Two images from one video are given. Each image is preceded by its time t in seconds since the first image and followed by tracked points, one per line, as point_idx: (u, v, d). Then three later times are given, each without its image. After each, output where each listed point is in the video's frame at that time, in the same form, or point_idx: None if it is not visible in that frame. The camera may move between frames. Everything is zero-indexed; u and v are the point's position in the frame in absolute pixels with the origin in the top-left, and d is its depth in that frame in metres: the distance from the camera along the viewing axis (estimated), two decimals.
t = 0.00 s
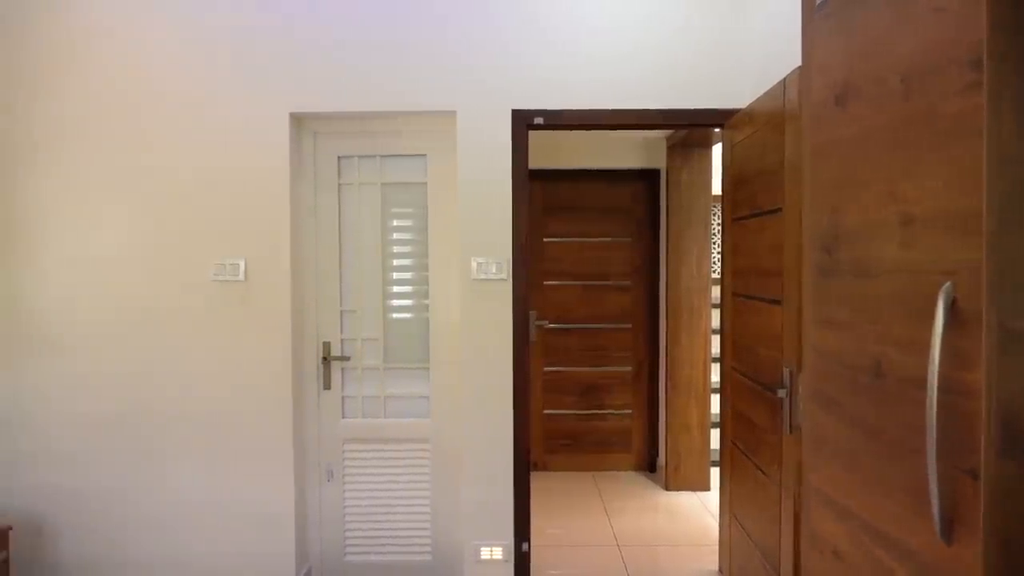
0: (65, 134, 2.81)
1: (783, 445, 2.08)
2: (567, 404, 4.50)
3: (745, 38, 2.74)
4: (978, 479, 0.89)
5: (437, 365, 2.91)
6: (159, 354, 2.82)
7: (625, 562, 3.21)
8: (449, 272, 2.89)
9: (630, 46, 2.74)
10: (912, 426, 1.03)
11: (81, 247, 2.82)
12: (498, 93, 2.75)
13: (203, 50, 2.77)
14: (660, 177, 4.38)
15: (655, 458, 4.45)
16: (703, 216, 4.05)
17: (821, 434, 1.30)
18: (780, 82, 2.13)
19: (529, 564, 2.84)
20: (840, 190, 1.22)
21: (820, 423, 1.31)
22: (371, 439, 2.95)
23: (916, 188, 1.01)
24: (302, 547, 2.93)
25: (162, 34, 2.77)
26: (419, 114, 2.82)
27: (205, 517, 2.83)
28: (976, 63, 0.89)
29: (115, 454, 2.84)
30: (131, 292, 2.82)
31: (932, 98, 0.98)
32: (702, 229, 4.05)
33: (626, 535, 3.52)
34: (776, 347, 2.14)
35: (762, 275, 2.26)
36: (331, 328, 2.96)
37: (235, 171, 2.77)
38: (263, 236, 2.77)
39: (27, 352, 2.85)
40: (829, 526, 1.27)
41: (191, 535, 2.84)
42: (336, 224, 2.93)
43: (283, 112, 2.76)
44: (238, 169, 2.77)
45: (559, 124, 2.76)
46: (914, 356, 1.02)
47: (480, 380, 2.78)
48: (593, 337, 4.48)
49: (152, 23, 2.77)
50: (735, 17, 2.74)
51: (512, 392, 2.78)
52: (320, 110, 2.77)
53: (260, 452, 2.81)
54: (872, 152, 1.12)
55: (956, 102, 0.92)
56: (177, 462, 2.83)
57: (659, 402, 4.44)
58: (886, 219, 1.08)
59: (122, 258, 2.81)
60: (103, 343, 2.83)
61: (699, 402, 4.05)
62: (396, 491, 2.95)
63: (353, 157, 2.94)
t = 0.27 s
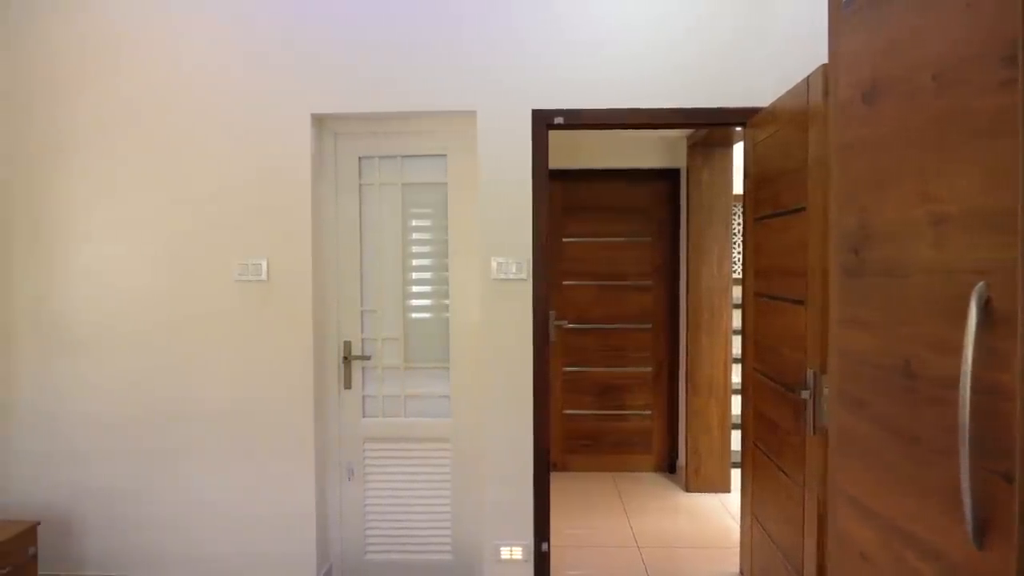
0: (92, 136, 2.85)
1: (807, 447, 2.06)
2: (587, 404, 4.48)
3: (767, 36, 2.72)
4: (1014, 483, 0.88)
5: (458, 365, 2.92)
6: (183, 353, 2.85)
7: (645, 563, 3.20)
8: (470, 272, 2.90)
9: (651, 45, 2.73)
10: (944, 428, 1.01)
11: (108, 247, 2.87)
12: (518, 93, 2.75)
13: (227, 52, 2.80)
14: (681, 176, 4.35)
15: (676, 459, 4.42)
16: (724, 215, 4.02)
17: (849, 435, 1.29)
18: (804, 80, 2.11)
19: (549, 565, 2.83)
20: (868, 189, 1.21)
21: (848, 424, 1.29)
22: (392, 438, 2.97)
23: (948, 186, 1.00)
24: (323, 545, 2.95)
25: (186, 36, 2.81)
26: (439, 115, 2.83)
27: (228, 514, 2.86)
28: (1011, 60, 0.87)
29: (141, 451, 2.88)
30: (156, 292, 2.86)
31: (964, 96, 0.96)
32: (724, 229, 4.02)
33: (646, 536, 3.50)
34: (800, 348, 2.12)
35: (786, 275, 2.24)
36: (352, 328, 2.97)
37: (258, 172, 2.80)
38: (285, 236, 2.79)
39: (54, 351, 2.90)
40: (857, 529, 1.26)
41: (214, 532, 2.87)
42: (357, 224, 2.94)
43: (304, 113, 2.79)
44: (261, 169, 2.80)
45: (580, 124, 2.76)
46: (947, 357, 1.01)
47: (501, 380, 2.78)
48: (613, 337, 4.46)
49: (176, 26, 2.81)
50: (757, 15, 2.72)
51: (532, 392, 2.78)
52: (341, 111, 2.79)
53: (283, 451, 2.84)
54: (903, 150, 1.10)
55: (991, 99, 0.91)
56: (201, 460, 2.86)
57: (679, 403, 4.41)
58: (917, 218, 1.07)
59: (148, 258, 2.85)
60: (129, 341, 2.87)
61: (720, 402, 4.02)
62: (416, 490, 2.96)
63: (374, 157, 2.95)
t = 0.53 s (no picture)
0: (121, 138, 2.89)
1: (834, 449, 2.03)
2: (609, 405, 4.47)
3: (792, 34, 2.69)
4: None
5: (480, 365, 2.92)
6: (210, 352, 2.89)
7: (667, 564, 3.18)
8: (492, 272, 2.90)
9: (675, 44, 2.71)
10: (979, 431, 0.99)
11: (136, 247, 2.91)
12: (541, 93, 2.75)
13: (252, 54, 2.83)
14: (703, 175, 4.32)
15: (698, 460, 4.39)
16: (748, 215, 3.98)
17: (880, 437, 1.27)
18: (831, 78, 2.09)
19: (571, 565, 2.83)
20: (900, 188, 1.19)
21: (879, 426, 1.27)
22: (414, 437, 2.98)
23: (984, 186, 0.98)
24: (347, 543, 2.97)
25: (212, 39, 2.84)
26: (462, 115, 2.84)
27: (253, 511, 2.89)
28: None
29: (167, 449, 2.92)
30: (183, 291, 2.89)
31: (1000, 93, 0.95)
32: (748, 228, 3.99)
33: (669, 538, 3.49)
34: (827, 349, 2.10)
35: (812, 275, 2.22)
36: (375, 327, 2.99)
37: (283, 173, 2.82)
38: (310, 236, 2.82)
39: (84, 350, 2.94)
40: (888, 533, 1.24)
41: (240, 529, 2.90)
42: (380, 224, 2.96)
43: (329, 114, 2.81)
44: (286, 171, 2.82)
45: (603, 123, 2.75)
46: (982, 359, 0.99)
47: (523, 380, 2.78)
48: (635, 337, 4.44)
49: (202, 29, 2.84)
50: (782, 12, 2.69)
51: (554, 392, 2.77)
52: (365, 112, 2.81)
53: (307, 449, 2.86)
54: (935, 148, 1.09)
55: None
56: (227, 458, 2.90)
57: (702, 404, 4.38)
58: (951, 217, 1.05)
59: (175, 258, 2.89)
60: (157, 340, 2.91)
61: (744, 404, 3.99)
62: (439, 489, 2.97)
63: (397, 158, 2.97)
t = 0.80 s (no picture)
0: (148, 139, 2.93)
1: (862, 452, 2.01)
2: (630, 405, 4.45)
3: (818, 31, 2.67)
4: None
5: (502, 365, 2.93)
6: (235, 350, 2.92)
7: (690, 566, 3.16)
8: (514, 272, 2.90)
9: (698, 43, 2.70)
10: (1016, 434, 0.98)
11: (163, 247, 2.95)
12: (563, 93, 2.74)
13: (277, 56, 2.85)
14: (726, 175, 4.29)
15: (721, 462, 4.36)
16: (772, 214, 3.95)
17: (913, 440, 1.25)
18: (859, 75, 2.06)
19: (594, 566, 2.82)
20: (934, 187, 1.17)
21: (912, 429, 1.25)
22: (436, 436, 2.99)
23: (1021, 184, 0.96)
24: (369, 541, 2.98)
25: (237, 41, 2.87)
26: (484, 115, 2.84)
27: (277, 509, 2.92)
28: None
29: (193, 446, 2.95)
30: (208, 290, 2.93)
31: None
32: (772, 228, 3.95)
33: (692, 540, 3.46)
34: (854, 350, 2.07)
35: (838, 275, 2.19)
36: (398, 327, 3.00)
37: (307, 174, 2.85)
38: (334, 236, 2.84)
39: (112, 348, 2.99)
40: (920, 537, 1.22)
41: (264, 526, 2.93)
42: (403, 224, 2.97)
43: (352, 115, 2.83)
44: (310, 171, 2.85)
45: (625, 123, 2.74)
46: (1019, 360, 0.97)
47: (545, 380, 2.78)
48: (657, 338, 4.42)
49: (228, 32, 2.87)
50: (807, 10, 2.67)
51: (577, 392, 2.77)
52: (388, 112, 2.82)
53: (330, 448, 2.88)
54: (971, 146, 1.07)
55: None
56: (252, 455, 2.93)
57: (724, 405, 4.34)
58: (987, 216, 1.04)
59: (201, 258, 2.93)
60: (183, 339, 2.95)
61: (767, 405, 3.95)
62: (461, 489, 2.98)
63: (420, 158, 2.98)
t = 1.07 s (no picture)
0: (177, 140, 2.97)
1: (890, 455, 1.98)
2: (653, 406, 4.43)
3: (844, 29, 2.63)
4: None
5: (525, 366, 2.93)
6: (260, 349, 2.95)
7: (713, 569, 3.14)
8: (536, 272, 2.90)
9: (723, 41, 2.68)
10: None
11: (190, 247, 2.98)
12: (587, 93, 2.74)
13: (301, 58, 2.88)
14: (749, 174, 4.26)
15: (744, 464, 4.32)
16: (797, 214, 3.91)
17: (947, 442, 1.23)
18: (887, 73, 2.03)
19: (616, 567, 2.81)
20: (969, 186, 1.15)
21: (945, 430, 1.23)
22: (459, 436, 3.00)
23: None
24: (392, 540, 3.00)
25: (263, 43, 2.90)
26: (506, 115, 2.85)
27: (301, 507, 2.94)
28: None
29: (219, 444, 2.99)
30: (234, 290, 2.96)
31: None
32: (796, 228, 3.91)
33: (715, 542, 3.44)
34: (882, 351, 2.05)
35: (865, 276, 2.17)
36: (421, 327, 3.01)
37: (331, 175, 2.87)
38: (357, 236, 2.86)
39: (141, 346, 3.03)
40: (954, 541, 1.20)
41: (288, 524, 2.96)
42: (425, 224, 2.99)
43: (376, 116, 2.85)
44: (334, 172, 2.87)
45: (649, 122, 2.72)
46: None
47: (568, 380, 2.77)
48: (680, 338, 4.39)
49: (254, 34, 2.90)
50: (834, 7, 2.64)
51: (599, 392, 2.76)
52: (411, 113, 2.84)
53: (354, 447, 2.90)
54: (1007, 143, 1.05)
55: None
56: (277, 453, 2.95)
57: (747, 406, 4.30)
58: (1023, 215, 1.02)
59: (225, 258, 2.96)
60: (210, 338, 2.99)
61: (791, 407, 3.91)
62: (483, 489, 2.99)
63: (443, 159, 2.99)
